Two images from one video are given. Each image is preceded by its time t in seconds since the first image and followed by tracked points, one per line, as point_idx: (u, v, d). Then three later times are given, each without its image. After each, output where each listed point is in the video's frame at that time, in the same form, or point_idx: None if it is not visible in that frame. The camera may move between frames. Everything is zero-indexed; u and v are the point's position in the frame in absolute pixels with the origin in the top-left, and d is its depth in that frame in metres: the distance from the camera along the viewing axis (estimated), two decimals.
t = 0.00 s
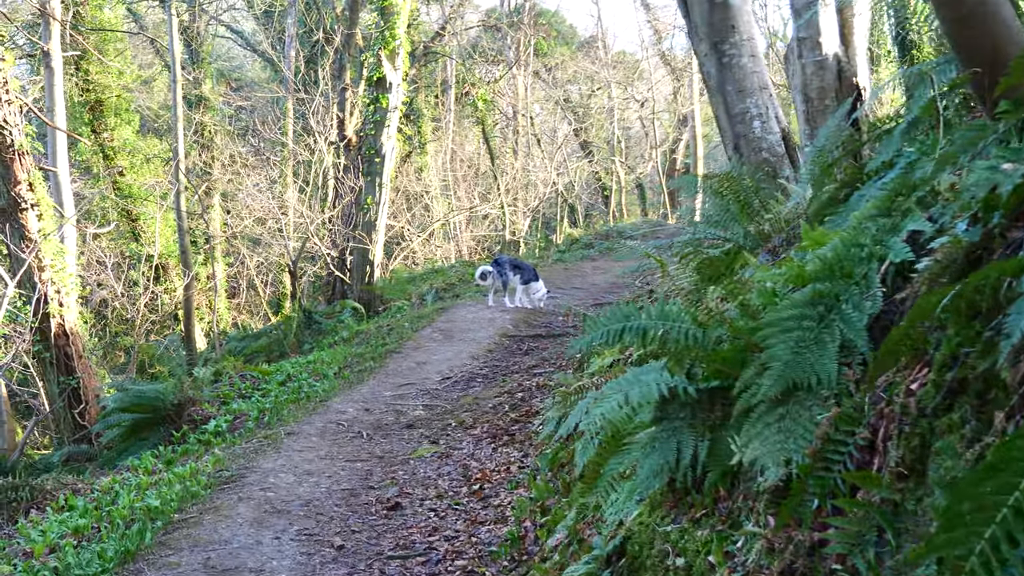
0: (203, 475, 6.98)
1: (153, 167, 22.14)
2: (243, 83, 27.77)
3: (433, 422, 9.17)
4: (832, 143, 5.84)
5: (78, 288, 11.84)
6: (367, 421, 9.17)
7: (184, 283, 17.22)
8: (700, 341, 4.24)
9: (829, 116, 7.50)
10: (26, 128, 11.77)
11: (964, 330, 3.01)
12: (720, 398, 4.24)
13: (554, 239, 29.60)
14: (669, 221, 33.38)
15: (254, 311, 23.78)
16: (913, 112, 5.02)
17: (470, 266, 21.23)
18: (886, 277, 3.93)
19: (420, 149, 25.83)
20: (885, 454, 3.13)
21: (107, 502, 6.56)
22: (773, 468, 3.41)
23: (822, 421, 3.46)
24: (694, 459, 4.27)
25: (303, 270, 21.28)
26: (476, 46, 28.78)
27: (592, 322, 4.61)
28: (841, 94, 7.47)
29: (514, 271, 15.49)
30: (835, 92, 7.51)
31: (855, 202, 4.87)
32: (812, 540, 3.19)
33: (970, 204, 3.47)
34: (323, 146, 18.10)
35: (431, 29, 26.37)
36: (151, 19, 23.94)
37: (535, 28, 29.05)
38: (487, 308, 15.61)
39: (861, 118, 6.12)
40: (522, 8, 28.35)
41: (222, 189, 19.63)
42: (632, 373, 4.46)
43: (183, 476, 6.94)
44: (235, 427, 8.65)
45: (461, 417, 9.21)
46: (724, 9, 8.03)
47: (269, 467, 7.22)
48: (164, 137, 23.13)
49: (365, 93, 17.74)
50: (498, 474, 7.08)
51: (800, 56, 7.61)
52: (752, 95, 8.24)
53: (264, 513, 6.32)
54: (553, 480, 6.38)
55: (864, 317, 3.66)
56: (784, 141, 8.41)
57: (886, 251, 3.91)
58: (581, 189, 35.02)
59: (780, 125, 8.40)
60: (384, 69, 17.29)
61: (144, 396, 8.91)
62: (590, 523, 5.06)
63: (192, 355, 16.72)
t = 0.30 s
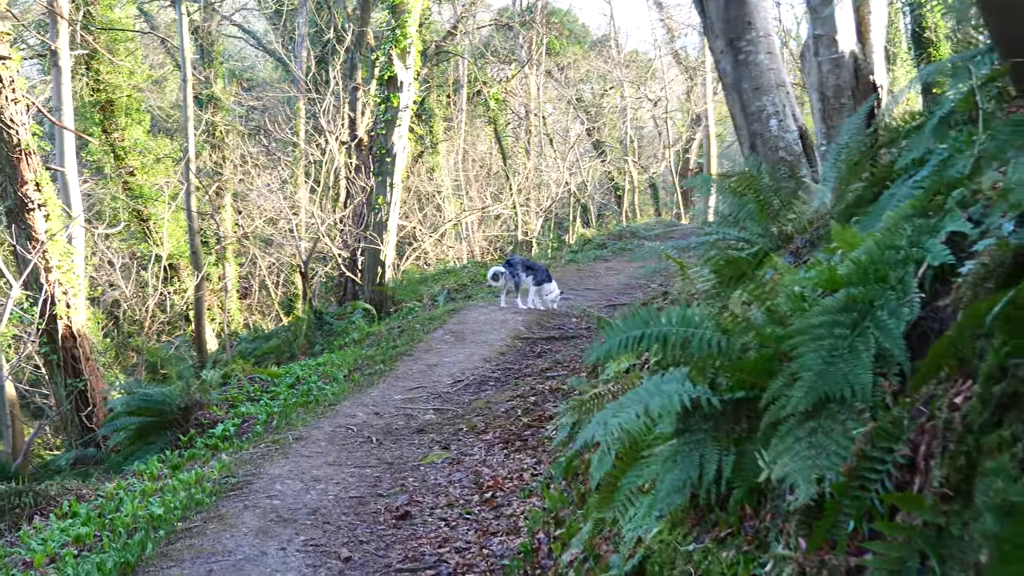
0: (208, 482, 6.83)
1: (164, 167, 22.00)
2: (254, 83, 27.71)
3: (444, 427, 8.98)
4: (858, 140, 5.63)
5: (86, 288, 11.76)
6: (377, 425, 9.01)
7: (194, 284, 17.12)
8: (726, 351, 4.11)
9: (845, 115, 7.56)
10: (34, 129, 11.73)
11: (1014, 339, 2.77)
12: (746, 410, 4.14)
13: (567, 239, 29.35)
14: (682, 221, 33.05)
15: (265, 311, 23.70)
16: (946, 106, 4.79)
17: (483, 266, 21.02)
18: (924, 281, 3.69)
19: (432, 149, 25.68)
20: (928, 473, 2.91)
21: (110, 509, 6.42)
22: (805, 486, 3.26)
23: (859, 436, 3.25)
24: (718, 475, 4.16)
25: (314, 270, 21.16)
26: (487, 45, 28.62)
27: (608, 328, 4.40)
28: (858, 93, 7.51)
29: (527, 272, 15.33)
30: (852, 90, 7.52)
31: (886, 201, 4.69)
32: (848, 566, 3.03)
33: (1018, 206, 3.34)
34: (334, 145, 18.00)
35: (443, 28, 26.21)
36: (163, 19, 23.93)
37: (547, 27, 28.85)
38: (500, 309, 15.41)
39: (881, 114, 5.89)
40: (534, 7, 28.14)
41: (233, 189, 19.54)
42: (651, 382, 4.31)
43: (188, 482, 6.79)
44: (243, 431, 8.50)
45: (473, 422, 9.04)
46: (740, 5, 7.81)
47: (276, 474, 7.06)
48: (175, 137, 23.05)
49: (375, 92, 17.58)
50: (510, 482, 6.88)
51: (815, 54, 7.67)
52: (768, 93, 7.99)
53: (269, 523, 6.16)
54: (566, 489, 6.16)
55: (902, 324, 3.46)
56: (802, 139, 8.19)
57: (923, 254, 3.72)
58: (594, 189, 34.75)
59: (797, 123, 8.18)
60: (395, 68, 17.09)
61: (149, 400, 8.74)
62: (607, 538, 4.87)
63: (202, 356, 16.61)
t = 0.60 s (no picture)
0: (252, 488, 6.69)
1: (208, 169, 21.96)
2: (299, 84, 27.94)
3: (491, 433, 8.73)
4: (917, 140, 5.22)
5: (130, 291, 11.76)
6: (422, 430, 8.79)
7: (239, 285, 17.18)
8: (793, 362, 3.92)
9: (897, 112, 8.43)
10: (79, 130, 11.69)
11: None
12: (815, 425, 3.91)
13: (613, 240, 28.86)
14: (731, 221, 32.26)
15: (311, 312, 23.76)
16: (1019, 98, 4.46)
17: (528, 268, 20.72)
18: (1009, 289, 3.48)
19: (477, 150, 25.54)
20: None
21: (152, 516, 6.31)
22: (882, 509, 3.13)
23: (940, 456, 3.15)
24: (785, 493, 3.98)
25: (359, 271, 21.14)
26: (532, 45, 28.41)
27: (667, 337, 4.25)
28: (908, 92, 8.42)
29: (573, 273, 15.04)
30: (904, 88, 8.45)
31: (959, 202, 4.28)
32: None
33: None
34: (379, 146, 18.02)
35: (487, 28, 26.02)
36: (208, 22, 24.22)
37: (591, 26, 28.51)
38: (547, 311, 15.13)
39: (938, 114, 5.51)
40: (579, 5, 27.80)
41: (278, 190, 19.61)
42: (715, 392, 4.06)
43: (230, 489, 6.64)
44: (287, 435, 8.35)
45: (520, 427, 8.77)
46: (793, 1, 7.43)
47: (320, 480, 6.89)
48: (220, 138, 23.26)
49: (419, 92, 17.43)
50: (559, 490, 6.59)
51: (870, 51, 8.58)
52: (821, 91, 7.54)
53: (313, 532, 5.97)
54: (619, 502, 5.72)
55: (987, 336, 3.23)
56: (857, 139, 7.68)
57: (1007, 258, 3.46)
58: (640, 189, 34.19)
59: (852, 123, 7.69)
60: (440, 68, 16.89)
61: (193, 403, 8.70)
62: (665, 556, 4.64)
63: (247, 357, 16.65)
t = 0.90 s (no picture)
0: (315, 489, 6.50)
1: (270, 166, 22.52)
2: (360, 84, 28.24)
3: (558, 434, 8.39)
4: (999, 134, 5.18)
5: (192, 289, 11.48)
6: (488, 431, 8.51)
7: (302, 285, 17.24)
8: (897, 360, 3.51)
9: (972, 108, 7.78)
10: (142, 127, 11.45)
11: None
12: (920, 428, 3.54)
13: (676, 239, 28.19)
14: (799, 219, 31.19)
15: (372, 312, 23.83)
16: None
17: (592, 267, 20.32)
18: None
19: (539, 148, 25.27)
20: None
21: (214, 517, 6.15)
22: (1002, 520, 2.87)
23: None
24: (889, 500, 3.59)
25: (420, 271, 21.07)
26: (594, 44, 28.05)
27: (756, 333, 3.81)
28: (986, 85, 7.77)
29: (640, 272, 14.62)
30: (979, 83, 7.80)
31: None
32: None
33: None
34: (440, 146, 18.14)
35: (548, 26, 25.73)
36: (270, 22, 24.51)
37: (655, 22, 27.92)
38: (612, 311, 14.74)
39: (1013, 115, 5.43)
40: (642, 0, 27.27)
41: (340, 190, 19.66)
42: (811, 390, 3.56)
43: (293, 490, 6.44)
44: (349, 436, 8.16)
45: (588, 428, 8.41)
46: None
47: (384, 481, 6.66)
48: (283, 137, 23.52)
49: (481, 91, 17.12)
50: (631, 494, 6.25)
51: (941, 45, 7.96)
52: (896, 84, 7.03)
53: (377, 535, 5.72)
54: (695, 506, 5.57)
55: None
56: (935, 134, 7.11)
57: None
58: (704, 186, 33.35)
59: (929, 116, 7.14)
60: (502, 66, 16.62)
61: (254, 403, 8.57)
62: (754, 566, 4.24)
63: (310, 358, 16.72)
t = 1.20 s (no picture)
0: (360, 501, 6.29)
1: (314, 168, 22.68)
2: (404, 86, 28.43)
3: (608, 443, 8.09)
4: None
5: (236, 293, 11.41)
6: (536, 440, 8.24)
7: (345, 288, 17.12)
8: (995, 380, 3.02)
9: None
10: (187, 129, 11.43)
11: None
12: None
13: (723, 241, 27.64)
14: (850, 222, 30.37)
15: (415, 315, 23.80)
16: None
17: (637, 270, 19.96)
18: None
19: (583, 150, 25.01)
20: None
21: (257, 528, 5.95)
22: None
23: None
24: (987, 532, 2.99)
25: (464, 273, 20.94)
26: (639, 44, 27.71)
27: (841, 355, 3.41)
28: None
29: (690, 275, 14.22)
30: None
31: None
32: None
33: None
34: (486, 147, 17.92)
35: (594, 27, 25.42)
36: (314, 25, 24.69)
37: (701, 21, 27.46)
38: (660, 315, 14.38)
39: None
40: (688, 1, 26.79)
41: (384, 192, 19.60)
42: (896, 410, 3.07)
43: (338, 501, 6.26)
44: (396, 443, 8.01)
45: (640, 438, 8.13)
46: None
47: (431, 492, 6.45)
48: (327, 139, 23.65)
49: (526, 91, 16.84)
50: (688, 508, 5.96)
51: (996, 45, 7.13)
52: (955, 83, 6.40)
53: (425, 550, 5.48)
54: (757, 523, 5.22)
55: None
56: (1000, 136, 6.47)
57: None
58: (751, 187, 32.68)
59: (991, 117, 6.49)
60: (548, 66, 16.36)
61: (298, 409, 8.44)
62: None
63: (353, 361, 16.69)
